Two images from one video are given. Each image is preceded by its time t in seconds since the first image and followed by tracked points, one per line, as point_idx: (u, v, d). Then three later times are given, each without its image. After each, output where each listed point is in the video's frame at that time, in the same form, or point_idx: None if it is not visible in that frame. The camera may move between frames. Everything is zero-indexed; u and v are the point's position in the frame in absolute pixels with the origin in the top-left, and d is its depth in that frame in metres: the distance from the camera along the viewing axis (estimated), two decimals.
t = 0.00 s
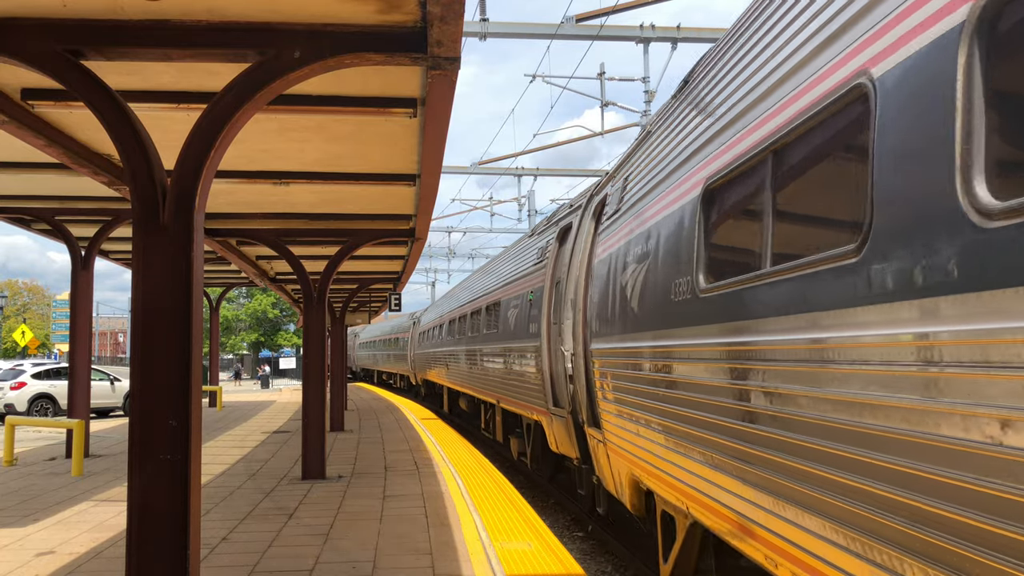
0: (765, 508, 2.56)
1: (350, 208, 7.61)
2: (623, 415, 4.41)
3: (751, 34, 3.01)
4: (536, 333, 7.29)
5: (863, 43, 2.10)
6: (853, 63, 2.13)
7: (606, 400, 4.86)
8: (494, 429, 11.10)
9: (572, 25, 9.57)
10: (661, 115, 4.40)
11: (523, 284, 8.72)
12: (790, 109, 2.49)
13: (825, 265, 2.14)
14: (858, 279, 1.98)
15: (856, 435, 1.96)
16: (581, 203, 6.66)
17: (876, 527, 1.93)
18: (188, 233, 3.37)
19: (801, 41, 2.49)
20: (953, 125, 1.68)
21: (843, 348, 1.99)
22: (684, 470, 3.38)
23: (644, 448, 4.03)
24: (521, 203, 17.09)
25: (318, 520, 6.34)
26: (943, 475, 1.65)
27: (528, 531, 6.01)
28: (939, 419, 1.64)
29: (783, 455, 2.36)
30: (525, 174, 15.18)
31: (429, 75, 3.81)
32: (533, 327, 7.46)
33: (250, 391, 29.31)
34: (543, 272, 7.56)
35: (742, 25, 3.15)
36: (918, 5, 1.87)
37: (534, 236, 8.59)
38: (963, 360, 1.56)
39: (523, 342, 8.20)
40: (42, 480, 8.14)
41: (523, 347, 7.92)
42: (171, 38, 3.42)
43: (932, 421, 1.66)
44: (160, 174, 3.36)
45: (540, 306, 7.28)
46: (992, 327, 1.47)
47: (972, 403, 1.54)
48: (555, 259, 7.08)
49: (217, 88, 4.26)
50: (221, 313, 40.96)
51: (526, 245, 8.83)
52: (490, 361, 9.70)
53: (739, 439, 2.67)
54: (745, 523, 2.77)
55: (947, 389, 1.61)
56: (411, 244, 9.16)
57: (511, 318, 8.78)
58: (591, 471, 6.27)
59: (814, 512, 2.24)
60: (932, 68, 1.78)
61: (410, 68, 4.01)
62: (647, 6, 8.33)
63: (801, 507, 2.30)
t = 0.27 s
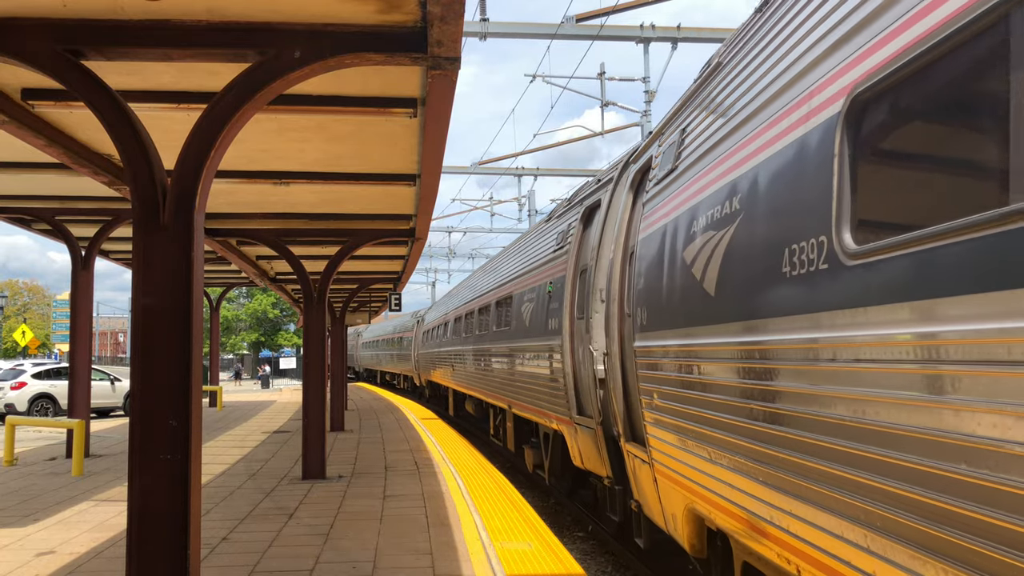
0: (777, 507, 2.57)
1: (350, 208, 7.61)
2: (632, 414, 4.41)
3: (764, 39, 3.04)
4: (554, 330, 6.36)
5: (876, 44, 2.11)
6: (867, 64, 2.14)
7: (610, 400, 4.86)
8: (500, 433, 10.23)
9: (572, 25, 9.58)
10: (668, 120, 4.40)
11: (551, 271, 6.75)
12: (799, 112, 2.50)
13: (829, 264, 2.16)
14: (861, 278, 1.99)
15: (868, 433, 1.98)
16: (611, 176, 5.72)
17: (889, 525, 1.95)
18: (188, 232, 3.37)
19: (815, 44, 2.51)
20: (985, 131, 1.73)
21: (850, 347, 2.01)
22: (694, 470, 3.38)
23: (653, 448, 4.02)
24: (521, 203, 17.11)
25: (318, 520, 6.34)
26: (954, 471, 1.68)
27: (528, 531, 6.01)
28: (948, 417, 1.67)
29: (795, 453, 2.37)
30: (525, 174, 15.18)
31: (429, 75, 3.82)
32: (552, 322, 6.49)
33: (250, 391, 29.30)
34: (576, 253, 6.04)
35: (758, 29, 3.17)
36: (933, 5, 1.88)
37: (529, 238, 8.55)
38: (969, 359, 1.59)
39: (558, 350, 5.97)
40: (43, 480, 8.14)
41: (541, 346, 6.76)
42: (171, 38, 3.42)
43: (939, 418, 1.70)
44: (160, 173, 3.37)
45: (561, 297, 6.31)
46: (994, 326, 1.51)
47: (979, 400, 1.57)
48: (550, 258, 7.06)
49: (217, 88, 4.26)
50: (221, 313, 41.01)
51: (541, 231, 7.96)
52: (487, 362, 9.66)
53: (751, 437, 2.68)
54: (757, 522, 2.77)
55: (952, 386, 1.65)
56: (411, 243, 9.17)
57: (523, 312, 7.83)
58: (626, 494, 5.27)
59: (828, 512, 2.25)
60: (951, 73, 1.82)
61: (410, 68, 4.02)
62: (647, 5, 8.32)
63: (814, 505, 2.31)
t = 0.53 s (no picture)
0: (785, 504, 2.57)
1: (350, 208, 7.61)
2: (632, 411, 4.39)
3: (770, 43, 3.04)
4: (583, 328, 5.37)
5: (888, 49, 2.10)
6: (878, 69, 2.13)
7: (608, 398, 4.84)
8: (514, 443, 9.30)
9: (572, 25, 9.57)
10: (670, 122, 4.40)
11: (578, 256, 5.86)
12: (812, 116, 2.47)
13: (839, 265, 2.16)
14: (876, 279, 1.99)
15: (880, 431, 1.99)
16: (654, 136, 4.69)
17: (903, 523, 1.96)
18: (188, 232, 3.37)
19: (823, 49, 2.50)
20: (963, 133, 1.72)
21: (863, 346, 2.02)
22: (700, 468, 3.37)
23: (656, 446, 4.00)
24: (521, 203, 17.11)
25: (318, 520, 6.34)
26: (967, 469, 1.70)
27: (528, 531, 6.00)
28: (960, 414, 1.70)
29: (806, 451, 2.38)
30: (525, 174, 15.18)
31: (429, 75, 3.82)
32: (580, 317, 5.50)
33: (250, 391, 29.29)
34: (615, 234, 5.10)
35: (761, 34, 3.15)
36: (947, 9, 1.87)
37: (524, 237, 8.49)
38: (986, 357, 1.60)
39: (593, 348, 5.08)
40: (43, 480, 8.14)
41: (567, 344, 5.79)
42: (171, 38, 3.43)
43: (952, 414, 1.72)
44: (160, 174, 3.37)
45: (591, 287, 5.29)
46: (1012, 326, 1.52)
47: (993, 397, 1.59)
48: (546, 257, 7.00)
49: (217, 88, 4.26)
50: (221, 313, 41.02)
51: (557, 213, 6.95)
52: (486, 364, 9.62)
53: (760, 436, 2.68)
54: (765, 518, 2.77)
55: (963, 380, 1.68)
56: (411, 243, 9.17)
57: (541, 306, 6.82)
58: (676, 524, 4.38)
59: (838, 509, 2.25)
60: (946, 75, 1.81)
61: (410, 68, 4.02)
62: (647, 6, 8.32)
63: (823, 503, 2.32)
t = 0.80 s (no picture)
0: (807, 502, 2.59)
1: (350, 208, 7.60)
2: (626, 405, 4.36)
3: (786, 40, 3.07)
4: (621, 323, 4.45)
5: (922, 44, 2.13)
6: (912, 64, 2.16)
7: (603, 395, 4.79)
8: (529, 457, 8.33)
9: (573, 25, 9.57)
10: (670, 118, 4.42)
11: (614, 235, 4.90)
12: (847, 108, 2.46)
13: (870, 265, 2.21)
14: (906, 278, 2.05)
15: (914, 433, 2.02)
16: (718, 81, 3.78)
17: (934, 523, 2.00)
18: (188, 233, 3.37)
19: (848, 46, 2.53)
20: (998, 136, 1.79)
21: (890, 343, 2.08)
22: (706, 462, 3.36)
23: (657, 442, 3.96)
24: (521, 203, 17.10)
25: (318, 520, 6.34)
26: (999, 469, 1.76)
27: (528, 531, 6.00)
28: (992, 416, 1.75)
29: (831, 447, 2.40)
30: (525, 174, 15.18)
31: (429, 75, 3.82)
32: (622, 310, 4.50)
33: (250, 391, 29.29)
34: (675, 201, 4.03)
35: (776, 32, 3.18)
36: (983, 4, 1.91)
37: (524, 235, 8.45)
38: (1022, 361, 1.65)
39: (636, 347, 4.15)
40: (43, 480, 8.14)
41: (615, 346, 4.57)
42: (171, 38, 3.42)
43: (985, 417, 1.78)
44: (160, 174, 3.37)
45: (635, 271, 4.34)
46: None
47: None
48: (546, 253, 6.93)
49: (217, 88, 4.26)
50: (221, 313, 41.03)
51: (575, 197, 6.38)
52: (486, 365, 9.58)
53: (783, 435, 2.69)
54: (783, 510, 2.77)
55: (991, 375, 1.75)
56: (411, 244, 9.17)
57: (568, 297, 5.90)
58: (753, 573, 3.45)
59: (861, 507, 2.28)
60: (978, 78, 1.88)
61: (410, 68, 4.02)
62: (647, 6, 8.31)
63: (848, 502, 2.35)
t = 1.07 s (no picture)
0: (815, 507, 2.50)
1: (350, 208, 7.60)
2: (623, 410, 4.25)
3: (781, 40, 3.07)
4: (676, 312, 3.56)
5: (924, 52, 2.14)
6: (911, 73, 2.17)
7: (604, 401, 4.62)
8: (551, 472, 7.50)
9: (573, 25, 9.56)
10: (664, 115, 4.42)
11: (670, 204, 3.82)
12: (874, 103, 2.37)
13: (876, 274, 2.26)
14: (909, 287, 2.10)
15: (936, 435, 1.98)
16: (709, 78, 3.79)
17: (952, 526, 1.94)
18: (188, 233, 3.37)
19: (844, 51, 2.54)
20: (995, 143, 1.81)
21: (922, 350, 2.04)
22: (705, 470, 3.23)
23: (654, 449, 3.84)
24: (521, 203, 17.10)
25: (318, 520, 6.34)
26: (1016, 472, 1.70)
27: (528, 531, 6.00)
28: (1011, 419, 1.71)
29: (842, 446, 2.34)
30: (525, 174, 15.17)
31: (429, 75, 3.82)
32: (686, 296, 3.47)
33: (250, 391, 29.31)
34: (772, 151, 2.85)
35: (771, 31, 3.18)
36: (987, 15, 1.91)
37: (523, 234, 8.47)
38: None
39: (704, 345, 3.23)
40: (43, 480, 8.14)
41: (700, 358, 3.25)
42: (171, 38, 3.42)
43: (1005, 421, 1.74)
44: (160, 174, 3.37)
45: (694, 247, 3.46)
46: None
47: None
48: (546, 251, 6.92)
49: (217, 88, 4.26)
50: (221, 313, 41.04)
51: (584, 186, 6.06)
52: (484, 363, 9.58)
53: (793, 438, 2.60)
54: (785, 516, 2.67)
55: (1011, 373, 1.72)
56: (411, 244, 9.16)
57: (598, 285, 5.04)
58: None
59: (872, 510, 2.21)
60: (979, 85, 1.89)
61: (410, 68, 4.02)
62: (647, 6, 8.31)
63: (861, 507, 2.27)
